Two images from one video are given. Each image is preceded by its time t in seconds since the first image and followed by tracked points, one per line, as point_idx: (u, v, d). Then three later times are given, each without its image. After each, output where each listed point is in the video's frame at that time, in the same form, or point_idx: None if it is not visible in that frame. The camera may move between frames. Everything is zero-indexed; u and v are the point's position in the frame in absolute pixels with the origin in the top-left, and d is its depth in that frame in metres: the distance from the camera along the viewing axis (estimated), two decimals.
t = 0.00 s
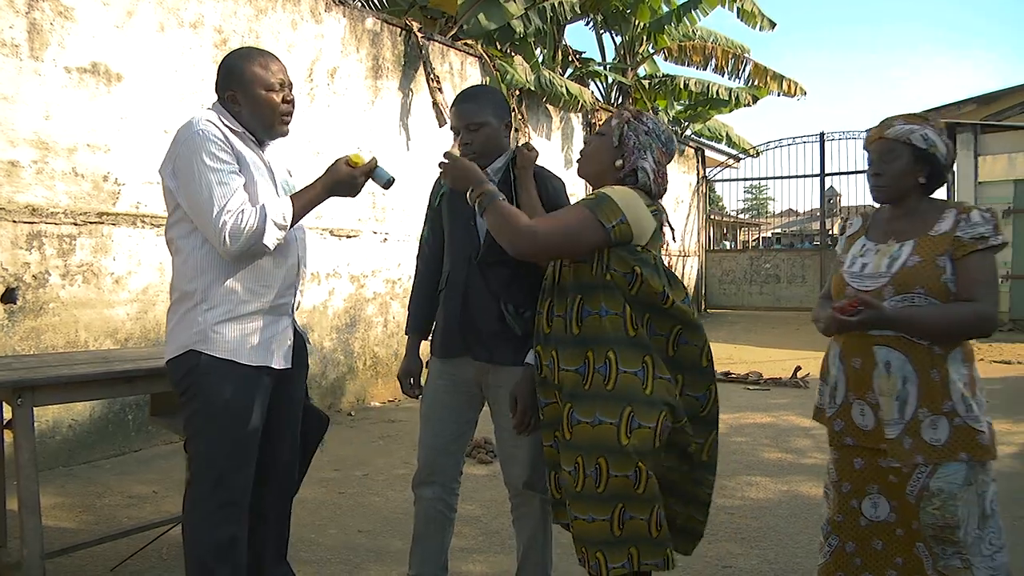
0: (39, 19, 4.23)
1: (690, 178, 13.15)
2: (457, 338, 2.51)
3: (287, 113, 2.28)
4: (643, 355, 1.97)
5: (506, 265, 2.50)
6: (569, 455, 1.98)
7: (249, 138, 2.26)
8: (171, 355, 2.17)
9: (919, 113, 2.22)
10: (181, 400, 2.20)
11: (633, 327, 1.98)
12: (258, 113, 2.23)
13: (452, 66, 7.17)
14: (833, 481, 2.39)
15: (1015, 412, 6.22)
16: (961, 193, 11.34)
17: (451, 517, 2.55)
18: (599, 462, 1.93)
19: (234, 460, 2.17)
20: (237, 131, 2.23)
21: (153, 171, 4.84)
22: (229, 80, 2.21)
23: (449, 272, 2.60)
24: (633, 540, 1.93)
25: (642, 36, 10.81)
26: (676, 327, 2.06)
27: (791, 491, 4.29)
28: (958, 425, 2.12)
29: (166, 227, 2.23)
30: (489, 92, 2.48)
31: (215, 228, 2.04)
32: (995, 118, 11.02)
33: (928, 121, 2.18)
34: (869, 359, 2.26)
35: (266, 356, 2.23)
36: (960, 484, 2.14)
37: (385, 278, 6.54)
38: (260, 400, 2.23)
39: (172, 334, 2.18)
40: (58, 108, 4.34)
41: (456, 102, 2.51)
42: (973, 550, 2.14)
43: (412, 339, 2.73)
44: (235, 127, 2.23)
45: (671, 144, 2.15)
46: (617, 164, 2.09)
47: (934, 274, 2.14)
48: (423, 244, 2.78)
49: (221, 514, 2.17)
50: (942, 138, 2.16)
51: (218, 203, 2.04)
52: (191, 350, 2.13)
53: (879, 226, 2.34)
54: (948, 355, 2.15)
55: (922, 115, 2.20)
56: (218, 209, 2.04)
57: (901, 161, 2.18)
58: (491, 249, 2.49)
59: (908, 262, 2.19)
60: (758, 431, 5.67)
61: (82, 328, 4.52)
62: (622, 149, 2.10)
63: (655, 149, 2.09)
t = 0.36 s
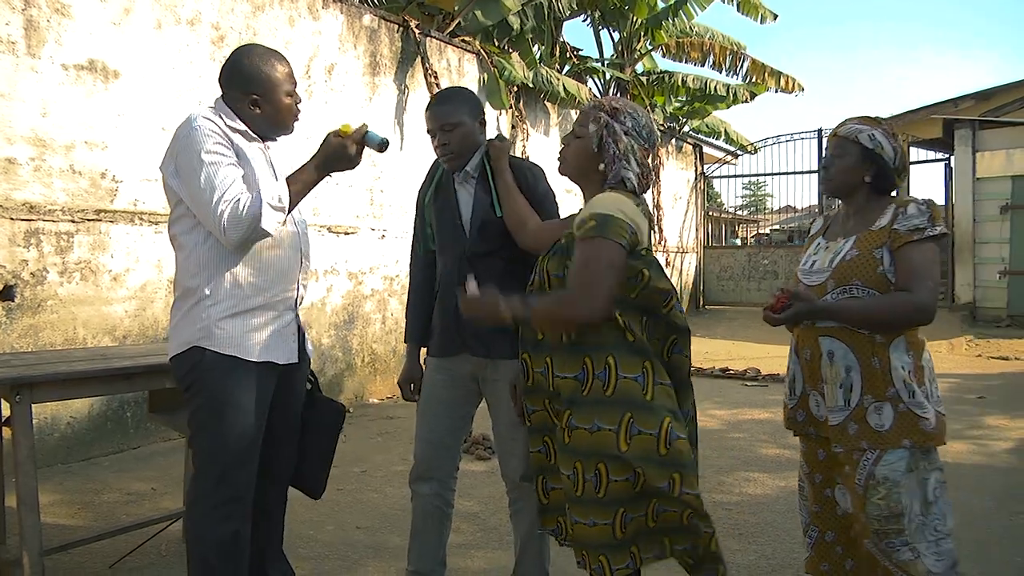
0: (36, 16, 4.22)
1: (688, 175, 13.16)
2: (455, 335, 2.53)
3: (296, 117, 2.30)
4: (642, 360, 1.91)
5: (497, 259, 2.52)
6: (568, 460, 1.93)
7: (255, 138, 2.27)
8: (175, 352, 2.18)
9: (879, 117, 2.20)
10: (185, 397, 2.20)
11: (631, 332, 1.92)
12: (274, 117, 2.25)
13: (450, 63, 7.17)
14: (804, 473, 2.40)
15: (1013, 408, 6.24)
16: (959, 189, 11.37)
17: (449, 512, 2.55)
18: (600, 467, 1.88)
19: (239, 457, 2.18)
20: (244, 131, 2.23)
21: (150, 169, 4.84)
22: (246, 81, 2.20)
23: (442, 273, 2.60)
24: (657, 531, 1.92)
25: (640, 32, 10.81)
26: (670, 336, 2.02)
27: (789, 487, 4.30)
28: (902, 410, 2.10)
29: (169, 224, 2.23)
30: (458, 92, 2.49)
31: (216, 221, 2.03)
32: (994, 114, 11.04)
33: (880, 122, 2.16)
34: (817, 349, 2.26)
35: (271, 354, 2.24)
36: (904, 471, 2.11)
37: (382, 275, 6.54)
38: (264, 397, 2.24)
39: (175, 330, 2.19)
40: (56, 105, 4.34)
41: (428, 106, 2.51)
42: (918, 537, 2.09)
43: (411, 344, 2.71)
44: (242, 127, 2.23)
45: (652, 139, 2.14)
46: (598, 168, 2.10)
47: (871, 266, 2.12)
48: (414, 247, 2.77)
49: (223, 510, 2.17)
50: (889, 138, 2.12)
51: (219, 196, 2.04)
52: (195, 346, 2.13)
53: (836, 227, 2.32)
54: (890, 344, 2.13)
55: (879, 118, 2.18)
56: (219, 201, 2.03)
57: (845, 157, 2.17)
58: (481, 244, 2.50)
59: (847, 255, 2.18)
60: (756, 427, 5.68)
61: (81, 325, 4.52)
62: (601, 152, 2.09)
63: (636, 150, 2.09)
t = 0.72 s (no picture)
0: (33, 18, 4.22)
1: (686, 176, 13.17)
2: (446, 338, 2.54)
3: (291, 113, 2.31)
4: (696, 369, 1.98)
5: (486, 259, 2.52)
6: (611, 465, 1.97)
7: (256, 136, 2.26)
8: (172, 354, 2.17)
9: (856, 119, 2.21)
10: (183, 398, 2.20)
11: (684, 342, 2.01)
12: (268, 110, 2.25)
13: (447, 64, 7.17)
14: (786, 475, 2.33)
15: (1011, 408, 6.25)
16: (957, 189, 11.38)
17: (447, 510, 2.55)
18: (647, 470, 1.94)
19: (237, 459, 2.17)
20: (245, 129, 2.22)
21: (148, 170, 4.84)
22: (243, 74, 2.21)
23: (432, 275, 2.60)
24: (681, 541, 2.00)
25: (638, 33, 10.81)
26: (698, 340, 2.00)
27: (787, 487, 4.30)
28: (882, 408, 2.07)
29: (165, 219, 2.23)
30: (433, 98, 2.50)
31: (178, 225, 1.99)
32: (991, 115, 11.05)
33: (859, 124, 2.16)
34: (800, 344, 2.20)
35: (270, 355, 2.24)
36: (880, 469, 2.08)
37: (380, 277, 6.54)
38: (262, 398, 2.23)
39: (172, 332, 2.19)
40: (54, 107, 4.34)
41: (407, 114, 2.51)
42: (887, 532, 2.08)
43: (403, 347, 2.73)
44: (243, 124, 2.22)
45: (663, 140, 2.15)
46: (633, 178, 2.08)
47: (852, 263, 2.10)
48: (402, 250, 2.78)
49: (223, 511, 2.17)
50: (869, 139, 2.13)
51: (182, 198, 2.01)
52: (194, 348, 2.13)
53: (817, 228, 2.31)
54: (872, 341, 2.09)
55: (856, 120, 2.19)
56: (182, 206, 2.00)
57: (826, 158, 2.16)
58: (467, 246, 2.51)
59: (828, 253, 2.16)
60: (755, 427, 5.68)
61: (79, 327, 4.52)
62: (640, 162, 2.08)
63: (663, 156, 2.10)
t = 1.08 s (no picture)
0: (31, 16, 4.21)
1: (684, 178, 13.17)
2: (473, 336, 2.59)
3: (277, 112, 2.31)
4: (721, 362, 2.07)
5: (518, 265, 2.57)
6: (647, 459, 2.04)
7: (246, 137, 2.25)
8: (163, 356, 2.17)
9: (864, 117, 2.17)
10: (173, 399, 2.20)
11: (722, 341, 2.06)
12: (255, 109, 2.24)
13: (446, 65, 7.17)
14: (775, 476, 2.30)
15: (1007, 412, 6.26)
16: (953, 193, 11.40)
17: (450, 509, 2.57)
18: (679, 464, 2.03)
19: (227, 460, 2.18)
20: (234, 131, 2.20)
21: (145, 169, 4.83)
22: (228, 74, 2.21)
23: (463, 273, 2.66)
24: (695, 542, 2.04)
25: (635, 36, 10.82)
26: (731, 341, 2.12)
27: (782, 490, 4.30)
28: (864, 416, 2.05)
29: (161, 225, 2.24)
30: (498, 100, 2.53)
31: (158, 257, 2.01)
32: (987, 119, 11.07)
33: (865, 123, 2.13)
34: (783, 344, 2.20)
35: (261, 356, 2.24)
36: (864, 476, 2.06)
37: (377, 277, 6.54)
38: (254, 397, 2.24)
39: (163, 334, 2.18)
40: (51, 106, 4.34)
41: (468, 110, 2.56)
42: (875, 536, 2.06)
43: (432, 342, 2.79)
44: (231, 125, 2.21)
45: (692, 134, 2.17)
46: (649, 167, 2.13)
47: (846, 267, 2.08)
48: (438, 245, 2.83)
49: (215, 511, 2.17)
50: (875, 139, 2.10)
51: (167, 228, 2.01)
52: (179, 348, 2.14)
53: (819, 227, 2.29)
54: (855, 348, 2.07)
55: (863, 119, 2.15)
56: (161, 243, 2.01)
57: (830, 159, 2.14)
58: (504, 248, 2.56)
59: (824, 254, 2.14)
60: (750, 430, 5.68)
61: (74, 326, 4.51)
62: (653, 150, 2.12)
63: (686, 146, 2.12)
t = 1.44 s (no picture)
0: (29, 18, 4.21)
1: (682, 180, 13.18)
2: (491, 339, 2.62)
3: (274, 115, 2.31)
4: (710, 351, 2.17)
5: (534, 266, 2.62)
6: (658, 458, 2.16)
7: (244, 140, 2.25)
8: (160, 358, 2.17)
9: (867, 117, 2.17)
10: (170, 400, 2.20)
11: (700, 326, 2.18)
12: (251, 112, 2.25)
13: (443, 67, 7.17)
14: (773, 480, 2.25)
15: (1004, 414, 6.27)
16: (950, 195, 11.41)
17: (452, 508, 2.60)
18: (690, 456, 2.13)
19: (223, 460, 2.17)
20: (231, 134, 2.21)
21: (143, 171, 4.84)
22: (224, 78, 2.21)
23: (475, 275, 2.67)
24: (716, 531, 2.11)
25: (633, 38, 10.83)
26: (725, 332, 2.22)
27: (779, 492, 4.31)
28: (859, 422, 2.06)
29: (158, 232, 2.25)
30: (512, 103, 2.57)
31: (148, 260, 2.01)
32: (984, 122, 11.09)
33: (868, 123, 2.13)
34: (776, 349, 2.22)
35: (257, 359, 2.25)
36: (860, 480, 2.07)
37: (375, 279, 6.54)
38: (250, 400, 2.24)
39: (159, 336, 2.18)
40: (49, 108, 4.34)
41: (480, 114, 2.56)
42: (874, 539, 2.06)
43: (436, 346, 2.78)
44: (228, 129, 2.21)
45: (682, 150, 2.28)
46: (646, 179, 2.23)
47: (842, 272, 2.08)
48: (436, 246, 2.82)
49: (213, 512, 2.17)
50: (876, 140, 2.10)
51: (157, 230, 2.02)
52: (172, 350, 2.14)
53: (818, 228, 2.28)
54: (849, 353, 2.08)
55: (865, 119, 2.15)
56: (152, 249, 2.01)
57: (832, 158, 2.14)
58: (522, 250, 2.60)
59: (822, 257, 2.14)
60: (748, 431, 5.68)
61: (72, 328, 4.51)
62: (649, 166, 2.22)
63: (677, 159, 2.23)
